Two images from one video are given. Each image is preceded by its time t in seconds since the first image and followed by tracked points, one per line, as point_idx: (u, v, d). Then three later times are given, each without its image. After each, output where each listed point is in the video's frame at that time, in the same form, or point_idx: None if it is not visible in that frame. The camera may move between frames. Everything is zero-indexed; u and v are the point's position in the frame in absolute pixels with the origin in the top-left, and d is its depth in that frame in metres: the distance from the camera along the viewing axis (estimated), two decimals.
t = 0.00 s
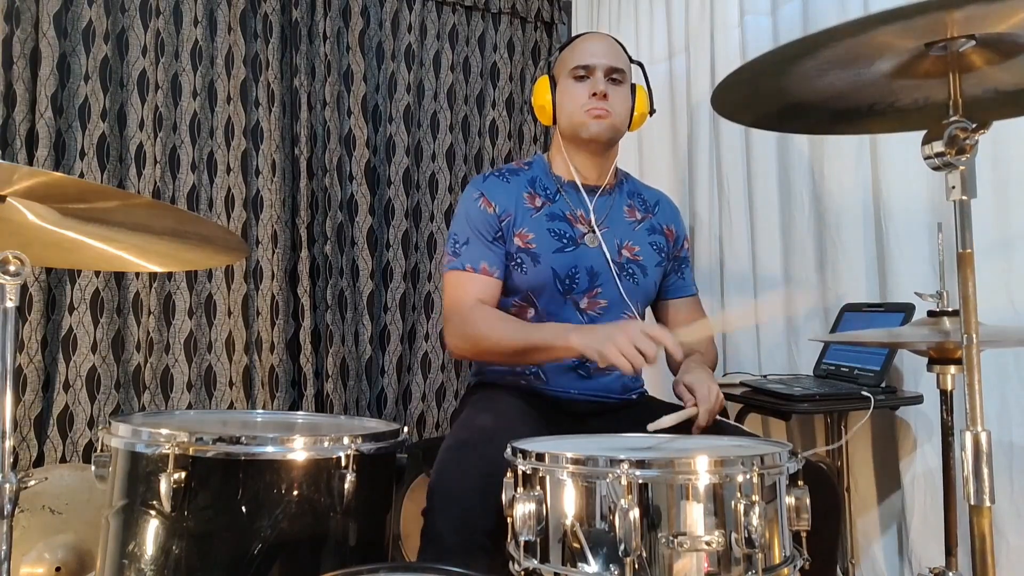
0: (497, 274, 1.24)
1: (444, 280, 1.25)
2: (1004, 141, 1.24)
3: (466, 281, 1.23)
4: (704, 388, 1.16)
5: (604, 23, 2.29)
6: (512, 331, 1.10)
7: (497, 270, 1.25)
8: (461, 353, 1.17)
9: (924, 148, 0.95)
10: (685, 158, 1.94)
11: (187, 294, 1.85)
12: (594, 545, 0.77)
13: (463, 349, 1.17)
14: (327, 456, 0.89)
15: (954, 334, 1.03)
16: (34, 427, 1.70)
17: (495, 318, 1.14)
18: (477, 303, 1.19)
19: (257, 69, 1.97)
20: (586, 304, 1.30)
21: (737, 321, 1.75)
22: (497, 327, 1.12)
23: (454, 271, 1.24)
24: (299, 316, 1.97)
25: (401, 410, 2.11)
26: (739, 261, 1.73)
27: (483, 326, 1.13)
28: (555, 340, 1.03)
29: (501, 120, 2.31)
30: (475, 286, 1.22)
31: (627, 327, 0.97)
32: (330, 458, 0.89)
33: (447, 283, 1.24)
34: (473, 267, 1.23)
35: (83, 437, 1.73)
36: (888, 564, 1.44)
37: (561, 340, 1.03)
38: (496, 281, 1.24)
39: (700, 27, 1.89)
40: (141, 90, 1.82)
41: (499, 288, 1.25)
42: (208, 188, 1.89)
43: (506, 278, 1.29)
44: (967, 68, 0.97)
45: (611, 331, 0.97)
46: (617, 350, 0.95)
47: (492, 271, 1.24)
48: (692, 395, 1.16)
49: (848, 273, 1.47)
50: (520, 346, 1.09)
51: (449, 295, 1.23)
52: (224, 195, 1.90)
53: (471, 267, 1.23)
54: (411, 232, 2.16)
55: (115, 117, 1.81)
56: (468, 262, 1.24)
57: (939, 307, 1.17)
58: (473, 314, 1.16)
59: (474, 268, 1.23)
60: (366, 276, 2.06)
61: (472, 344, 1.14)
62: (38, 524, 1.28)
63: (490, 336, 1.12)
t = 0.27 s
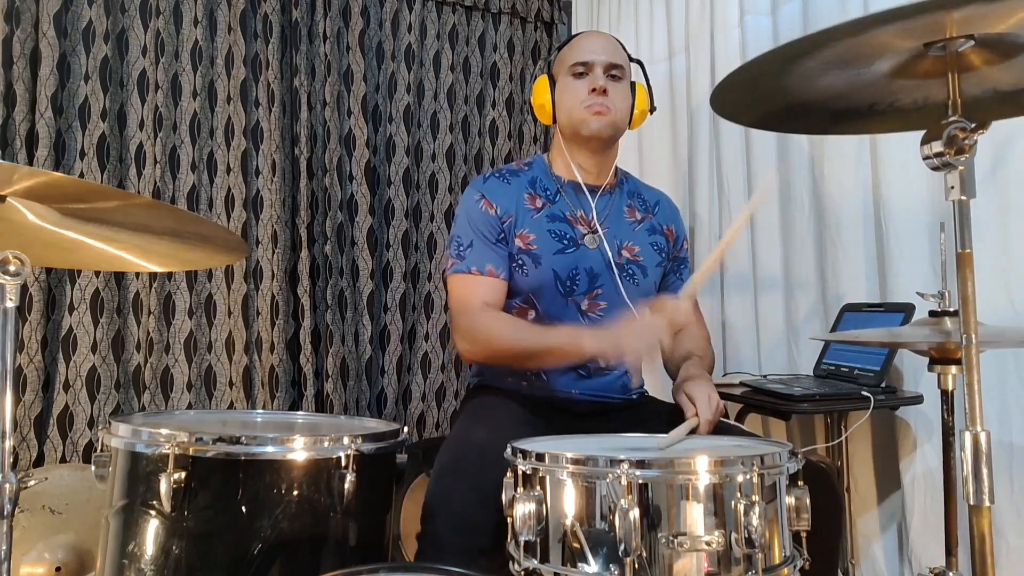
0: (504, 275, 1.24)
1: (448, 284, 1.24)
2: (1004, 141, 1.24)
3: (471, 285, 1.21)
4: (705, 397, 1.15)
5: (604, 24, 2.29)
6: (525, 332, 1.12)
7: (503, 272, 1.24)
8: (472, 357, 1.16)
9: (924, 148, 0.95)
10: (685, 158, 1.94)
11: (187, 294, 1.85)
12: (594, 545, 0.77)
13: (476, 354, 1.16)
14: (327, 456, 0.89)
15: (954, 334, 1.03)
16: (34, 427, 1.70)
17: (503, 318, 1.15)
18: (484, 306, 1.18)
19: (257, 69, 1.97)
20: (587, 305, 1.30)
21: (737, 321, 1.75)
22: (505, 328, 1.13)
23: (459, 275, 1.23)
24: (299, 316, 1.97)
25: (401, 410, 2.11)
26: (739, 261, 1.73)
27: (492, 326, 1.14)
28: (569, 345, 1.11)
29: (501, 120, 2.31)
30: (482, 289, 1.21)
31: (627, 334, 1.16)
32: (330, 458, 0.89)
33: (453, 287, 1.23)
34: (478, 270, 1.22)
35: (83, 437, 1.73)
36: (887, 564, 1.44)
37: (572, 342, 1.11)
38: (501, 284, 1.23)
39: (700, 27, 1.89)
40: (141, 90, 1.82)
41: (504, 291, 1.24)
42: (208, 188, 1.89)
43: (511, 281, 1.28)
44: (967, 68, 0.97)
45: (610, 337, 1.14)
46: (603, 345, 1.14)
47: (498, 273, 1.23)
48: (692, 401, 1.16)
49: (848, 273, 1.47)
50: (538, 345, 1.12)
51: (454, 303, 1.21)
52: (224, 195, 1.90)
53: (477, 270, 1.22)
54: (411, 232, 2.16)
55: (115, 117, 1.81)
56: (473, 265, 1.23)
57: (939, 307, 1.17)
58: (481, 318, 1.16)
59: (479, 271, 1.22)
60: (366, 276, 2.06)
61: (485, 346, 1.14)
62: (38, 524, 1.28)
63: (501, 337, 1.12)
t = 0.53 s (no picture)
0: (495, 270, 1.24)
1: (446, 280, 1.25)
2: (1004, 141, 1.24)
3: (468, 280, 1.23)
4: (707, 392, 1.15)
5: (604, 24, 2.29)
6: (510, 303, 1.12)
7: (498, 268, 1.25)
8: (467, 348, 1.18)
9: (924, 148, 0.95)
10: (685, 158, 1.94)
11: (187, 294, 1.85)
12: (594, 545, 0.77)
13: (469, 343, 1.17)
14: (327, 456, 0.89)
15: (954, 334, 1.03)
16: (34, 427, 1.70)
17: (488, 299, 1.16)
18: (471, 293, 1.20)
19: (257, 69, 1.97)
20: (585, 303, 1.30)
21: (736, 320, 1.75)
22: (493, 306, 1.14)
23: (455, 270, 1.24)
24: (299, 316, 1.97)
25: (401, 410, 2.11)
26: (739, 261, 1.73)
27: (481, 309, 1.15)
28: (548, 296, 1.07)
29: (501, 120, 2.31)
30: (475, 281, 1.22)
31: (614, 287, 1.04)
32: (330, 458, 0.89)
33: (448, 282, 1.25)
34: (473, 265, 1.23)
35: (83, 437, 1.73)
36: (887, 564, 1.44)
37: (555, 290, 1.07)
38: (496, 279, 1.24)
39: (700, 27, 1.89)
40: (141, 90, 1.82)
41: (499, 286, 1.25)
42: (208, 188, 1.89)
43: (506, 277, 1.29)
44: (967, 68, 0.97)
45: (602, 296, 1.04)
46: (606, 293, 1.04)
47: (492, 268, 1.24)
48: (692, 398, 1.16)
49: (848, 273, 1.46)
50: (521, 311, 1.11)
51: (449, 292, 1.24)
52: (224, 195, 1.90)
53: (471, 265, 1.23)
54: (411, 232, 2.16)
55: (115, 117, 1.81)
56: (468, 260, 1.24)
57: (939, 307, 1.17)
58: (469, 303, 1.18)
59: (474, 266, 1.23)
60: (366, 276, 2.06)
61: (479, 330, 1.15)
62: (38, 524, 1.28)
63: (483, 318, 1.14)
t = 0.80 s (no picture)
0: (477, 269, 1.25)
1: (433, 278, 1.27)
2: (1004, 141, 1.24)
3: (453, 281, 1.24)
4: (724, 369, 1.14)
5: (604, 24, 2.29)
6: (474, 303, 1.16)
7: (481, 270, 1.25)
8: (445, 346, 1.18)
9: (924, 148, 0.95)
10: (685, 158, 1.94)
11: (187, 294, 1.85)
12: (594, 545, 0.77)
13: (448, 344, 1.17)
14: (327, 456, 0.89)
15: (954, 334, 1.03)
16: (34, 427, 1.70)
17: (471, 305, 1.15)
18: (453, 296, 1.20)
19: (257, 69, 1.97)
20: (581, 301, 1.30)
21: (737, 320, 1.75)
22: (483, 312, 1.12)
23: (439, 270, 1.26)
24: (299, 316, 1.97)
25: (401, 410, 2.11)
26: (739, 260, 1.73)
27: (466, 314, 1.14)
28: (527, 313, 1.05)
29: (501, 120, 2.31)
30: (456, 282, 1.23)
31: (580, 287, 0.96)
32: (330, 458, 0.89)
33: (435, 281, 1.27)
34: (456, 265, 1.24)
35: (83, 437, 1.73)
36: (888, 564, 1.44)
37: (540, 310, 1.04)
38: (479, 280, 1.25)
39: (700, 27, 1.89)
40: (141, 90, 1.82)
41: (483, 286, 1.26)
42: (208, 188, 1.89)
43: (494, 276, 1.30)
44: (967, 68, 0.97)
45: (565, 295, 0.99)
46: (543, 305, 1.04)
47: (475, 270, 1.25)
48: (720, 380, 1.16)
49: (848, 273, 1.46)
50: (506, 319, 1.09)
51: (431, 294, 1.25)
52: (224, 195, 1.90)
53: (454, 266, 1.24)
54: (411, 232, 2.16)
55: (115, 117, 1.81)
56: (453, 260, 1.25)
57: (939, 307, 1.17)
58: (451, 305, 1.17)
59: (456, 266, 1.24)
60: (366, 276, 2.06)
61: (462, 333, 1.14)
62: (38, 524, 1.28)
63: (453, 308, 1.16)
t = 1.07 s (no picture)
0: (448, 275, 1.29)
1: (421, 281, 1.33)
2: (1004, 141, 1.24)
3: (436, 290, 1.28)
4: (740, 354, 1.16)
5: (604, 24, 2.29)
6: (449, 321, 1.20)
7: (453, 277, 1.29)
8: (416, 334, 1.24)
9: (924, 148, 0.95)
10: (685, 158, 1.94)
11: (187, 294, 1.85)
12: (594, 545, 0.77)
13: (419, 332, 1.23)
14: (327, 456, 0.89)
15: (954, 334, 1.03)
16: (34, 427, 1.70)
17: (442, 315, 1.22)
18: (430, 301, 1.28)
19: (257, 69, 1.97)
20: (578, 300, 1.29)
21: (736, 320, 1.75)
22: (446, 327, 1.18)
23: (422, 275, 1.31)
24: (299, 316, 1.97)
25: (401, 410, 2.11)
26: (739, 260, 1.73)
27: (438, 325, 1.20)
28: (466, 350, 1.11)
29: (501, 120, 2.31)
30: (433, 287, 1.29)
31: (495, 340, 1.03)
32: (330, 458, 0.89)
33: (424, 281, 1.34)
34: (434, 270, 1.30)
35: (83, 437, 1.73)
36: (887, 564, 1.44)
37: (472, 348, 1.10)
38: (457, 287, 1.30)
39: (700, 27, 1.89)
40: (141, 90, 1.82)
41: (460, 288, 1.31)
42: (208, 188, 1.89)
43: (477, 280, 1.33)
44: (967, 68, 0.97)
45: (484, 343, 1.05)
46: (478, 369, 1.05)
47: (451, 276, 1.29)
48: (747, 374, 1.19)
49: (848, 272, 1.46)
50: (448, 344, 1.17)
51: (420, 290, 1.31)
52: (224, 195, 1.90)
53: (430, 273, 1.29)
54: (411, 232, 2.16)
55: (115, 117, 1.81)
56: (434, 266, 1.30)
57: (939, 307, 1.17)
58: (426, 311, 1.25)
59: (433, 271, 1.29)
60: (366, 276, 2.06)
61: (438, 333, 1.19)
62: (38, 524, 1.28)
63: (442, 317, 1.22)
